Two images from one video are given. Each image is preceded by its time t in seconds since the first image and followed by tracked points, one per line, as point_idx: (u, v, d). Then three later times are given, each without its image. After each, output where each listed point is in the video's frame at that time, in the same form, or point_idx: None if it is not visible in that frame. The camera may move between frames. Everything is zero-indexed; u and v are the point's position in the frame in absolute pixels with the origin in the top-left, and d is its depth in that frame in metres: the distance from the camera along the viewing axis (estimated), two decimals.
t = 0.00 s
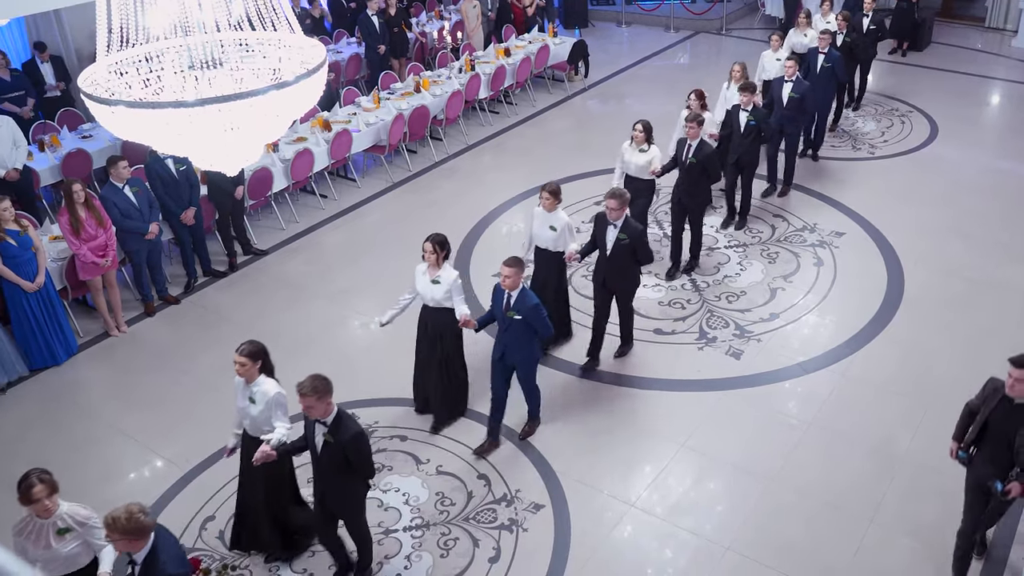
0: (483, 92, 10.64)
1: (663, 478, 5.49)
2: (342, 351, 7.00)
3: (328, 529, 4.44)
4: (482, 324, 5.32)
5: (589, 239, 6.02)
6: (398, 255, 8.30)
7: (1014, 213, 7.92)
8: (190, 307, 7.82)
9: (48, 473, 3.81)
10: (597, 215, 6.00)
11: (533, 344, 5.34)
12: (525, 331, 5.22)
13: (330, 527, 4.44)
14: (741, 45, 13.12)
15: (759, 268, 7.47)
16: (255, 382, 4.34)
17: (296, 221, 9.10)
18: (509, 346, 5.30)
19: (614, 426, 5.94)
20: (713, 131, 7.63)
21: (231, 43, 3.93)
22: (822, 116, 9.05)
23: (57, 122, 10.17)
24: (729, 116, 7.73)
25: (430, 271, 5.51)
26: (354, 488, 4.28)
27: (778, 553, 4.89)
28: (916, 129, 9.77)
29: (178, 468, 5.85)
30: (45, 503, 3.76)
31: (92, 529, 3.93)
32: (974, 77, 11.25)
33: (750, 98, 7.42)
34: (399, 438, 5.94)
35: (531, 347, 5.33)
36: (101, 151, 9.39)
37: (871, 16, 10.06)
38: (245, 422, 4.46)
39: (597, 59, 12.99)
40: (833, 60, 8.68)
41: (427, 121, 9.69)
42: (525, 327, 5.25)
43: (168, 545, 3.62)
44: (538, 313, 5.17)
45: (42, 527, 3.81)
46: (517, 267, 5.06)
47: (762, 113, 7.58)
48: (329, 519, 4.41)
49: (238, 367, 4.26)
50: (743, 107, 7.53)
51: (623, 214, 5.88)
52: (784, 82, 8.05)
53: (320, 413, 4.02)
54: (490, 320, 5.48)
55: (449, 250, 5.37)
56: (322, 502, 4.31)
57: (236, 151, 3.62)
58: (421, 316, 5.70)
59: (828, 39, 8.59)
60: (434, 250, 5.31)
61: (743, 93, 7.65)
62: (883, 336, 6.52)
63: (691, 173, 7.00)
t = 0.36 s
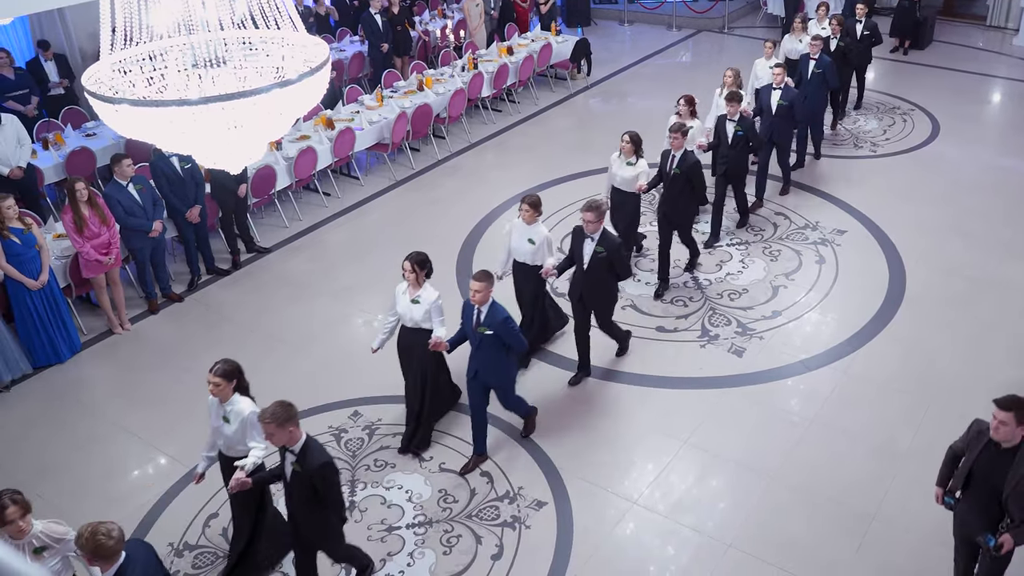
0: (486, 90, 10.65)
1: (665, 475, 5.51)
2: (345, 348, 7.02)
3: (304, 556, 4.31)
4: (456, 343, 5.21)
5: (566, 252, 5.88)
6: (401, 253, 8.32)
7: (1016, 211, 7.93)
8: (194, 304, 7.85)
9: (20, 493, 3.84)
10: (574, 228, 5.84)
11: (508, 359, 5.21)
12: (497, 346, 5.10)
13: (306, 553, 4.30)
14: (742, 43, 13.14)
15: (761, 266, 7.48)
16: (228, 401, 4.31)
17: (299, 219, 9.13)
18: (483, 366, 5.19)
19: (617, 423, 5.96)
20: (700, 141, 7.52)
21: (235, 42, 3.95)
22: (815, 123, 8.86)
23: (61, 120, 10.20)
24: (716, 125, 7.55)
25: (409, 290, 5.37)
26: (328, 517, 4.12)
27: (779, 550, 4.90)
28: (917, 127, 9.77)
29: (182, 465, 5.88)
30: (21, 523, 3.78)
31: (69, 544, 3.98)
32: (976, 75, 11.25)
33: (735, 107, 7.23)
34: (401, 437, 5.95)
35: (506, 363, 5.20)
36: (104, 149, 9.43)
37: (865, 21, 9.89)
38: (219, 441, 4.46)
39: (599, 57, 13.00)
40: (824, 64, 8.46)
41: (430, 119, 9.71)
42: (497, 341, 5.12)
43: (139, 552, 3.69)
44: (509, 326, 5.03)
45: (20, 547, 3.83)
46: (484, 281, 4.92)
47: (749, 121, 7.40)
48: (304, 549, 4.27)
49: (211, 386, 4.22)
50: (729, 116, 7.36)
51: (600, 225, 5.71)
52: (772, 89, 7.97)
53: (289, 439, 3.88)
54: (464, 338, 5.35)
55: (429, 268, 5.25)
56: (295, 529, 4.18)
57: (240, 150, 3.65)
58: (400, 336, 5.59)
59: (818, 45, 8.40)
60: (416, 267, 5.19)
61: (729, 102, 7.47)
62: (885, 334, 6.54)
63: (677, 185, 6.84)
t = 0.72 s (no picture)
0: (487, 90, 10.65)
1: (665, 474, 5.51)
2: (345, 348, 7.04)
3: None
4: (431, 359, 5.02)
5: (546, 263, 5.69)
6: (401, 252, 8.33)
7: (1016, 210, 7.93)
8: (195, 303, 7.86)
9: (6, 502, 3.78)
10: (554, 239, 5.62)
11: (487, 371, 5.02)
12: (479, 360, 4.90)
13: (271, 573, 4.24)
14: (742, 43, 13.15)
15: (762, 266, 7.48)
16: (198, 416, 4.19)
17: (300, 219, 9.13)
18: (463, 382, 4.98)
19: (618, 422, 5.97)
20: (687, 149, 7.30)
21: (236, 42, 3.95)
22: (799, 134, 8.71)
23: (62, 120, 10.20)
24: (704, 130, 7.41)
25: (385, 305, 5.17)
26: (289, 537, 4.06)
27: (778, 550, 4.91)
28: (917, 127, 9.77)
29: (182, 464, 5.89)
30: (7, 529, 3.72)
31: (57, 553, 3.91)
32: (976, 75, 11.24)
33: (722, 111, 7.10)
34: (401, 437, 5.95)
35: (484, 377, 4.99)
36: (106, 149, 9.43)
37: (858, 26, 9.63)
38: (186, 460, 4.30)
39: (600, 57, 12.99)
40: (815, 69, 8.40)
41: (431, 119, 9.72)
42: (479, 355, 4.92)
43: (121, 564, 3.73)
44: (490, 338, 4.84)
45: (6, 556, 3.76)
46: (461, 296, 4.65)
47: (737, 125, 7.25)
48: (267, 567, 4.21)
49: (183, 404, 4.11)
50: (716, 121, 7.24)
51: (582, 237, 5.44)
52: (762, 94, 7.63)
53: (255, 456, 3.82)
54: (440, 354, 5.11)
55: (406, 282, 5.01)
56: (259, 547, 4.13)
57: (241, 149, 3.65)
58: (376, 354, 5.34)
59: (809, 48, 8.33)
60: (390, 284, 4.96)
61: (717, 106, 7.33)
62: (886, 332, 6.55)
63: (665, 190, 6.66)
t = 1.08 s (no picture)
0: (488, 90, 10.65)
1: (665, 473, 5.51)
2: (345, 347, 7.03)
3: None
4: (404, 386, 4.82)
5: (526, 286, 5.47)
6: (401, 252, 8.33)
7: (1016, 210, 7.94)
8: (195, 303, 7.85)
9: None
10: (536, 261, 5.41)
11: (466, 400, 4.79)
12: (456, 390, 4.67)
13: None
14: (742, 42, 13.15)
15: (761, 266, 7.48)
16: (170, 429, 4.10)
17: (300, 219, 9.13)
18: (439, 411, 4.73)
19: (619, 422, 5.97)
20: (676, 160, 7.21)
21: (236, 42, 3.94)
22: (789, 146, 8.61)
23: (62, 120, 10.19)
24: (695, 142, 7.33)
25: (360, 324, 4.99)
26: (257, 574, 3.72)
27: (778, 550, 4.91)
28: (917, 127, 9.77)
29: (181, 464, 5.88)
30: None
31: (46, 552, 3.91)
32: (976, 74, 11.24)
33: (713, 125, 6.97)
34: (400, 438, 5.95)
35: (463, 406, 4.76)
36: (105, 149, 9.42)
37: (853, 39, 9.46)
38: (171, 476, 4.17)
39: (600, 57, 12.98)
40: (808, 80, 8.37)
41: (431, 119, 9.72)
42: (457, 384, 4.69)
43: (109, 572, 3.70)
44: (467, 368, 4.62)
45: None
46: (438, 324, 4.44)
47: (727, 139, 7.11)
48: None
49: (156, 417, 4.01)
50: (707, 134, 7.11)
51: (564, 263, 5.24)
52: (754, 107, 7.54)
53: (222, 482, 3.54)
54: (415, 380, 4.90)
55: (383, 300, 4.89)
56: None
57: (241, 149, 3.65)
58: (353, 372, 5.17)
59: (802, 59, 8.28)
60: (366, 303, 4.83)
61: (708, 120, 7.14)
62: (886, 332, 6.55)
63: (655, 213, 6.41)
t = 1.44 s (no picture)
0: (488, 90, 10.65)
1: (665, 473, 5.51)
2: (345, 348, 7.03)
3: None
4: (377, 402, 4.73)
5: (506, 296, 5.39)
6: (401, 252, 8.33)
7: (1016, 210, 7.94)
8: (195, 303, 7.85)
9: None
10: (516, 270, 5.33)
11: (444, 421, 4.65)
12: (429, 410, 4.53)
13: None
14: (741, 42, 13.14)
15: (762, 266, 7.48)
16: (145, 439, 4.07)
17: (300, 219, 9.13)
18: (416, 429, 4.62)
19: (618, 423, 5.96)
20: (664, 165, 7.14)
21: (236, 41, 3.94)
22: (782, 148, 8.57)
23: (62, 120, 10.19)
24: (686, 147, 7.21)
25: (331, 333, 4.97)
26: None
27: (777, 550, 4.90)
28: (917, 127, 9.77)
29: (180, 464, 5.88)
30: None
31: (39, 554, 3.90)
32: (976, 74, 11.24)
33: (705, 130, 6.93)
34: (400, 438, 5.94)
35: (441, 426, 4.63)
36: (105, 149, 9.42)
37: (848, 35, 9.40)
38: (154, 482, 4.14)
39: (600, 57, 12.98)
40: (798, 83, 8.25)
41: (431, 119, 9.72)
42: (430, 404, 4.55)
43: None
44: (440, 389, 4.48)
45: None
46: (410, 339, 4.32)
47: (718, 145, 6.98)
48: None
49: (131, 428, 3.96)
50: (697, 139, 7.01)
51: (542, 271, 5.15)
52: (744, 112, 7.50)
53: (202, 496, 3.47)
54: (391, 397, 4.79)
55: (354, 311, 4.89)
56: None
57: (241, 149, 3.65)
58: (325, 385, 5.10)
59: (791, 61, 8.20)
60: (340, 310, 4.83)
61: (697, 125, 7.06)
62: (886, 331, 6.55)
63: (637, 220, 6.31)
